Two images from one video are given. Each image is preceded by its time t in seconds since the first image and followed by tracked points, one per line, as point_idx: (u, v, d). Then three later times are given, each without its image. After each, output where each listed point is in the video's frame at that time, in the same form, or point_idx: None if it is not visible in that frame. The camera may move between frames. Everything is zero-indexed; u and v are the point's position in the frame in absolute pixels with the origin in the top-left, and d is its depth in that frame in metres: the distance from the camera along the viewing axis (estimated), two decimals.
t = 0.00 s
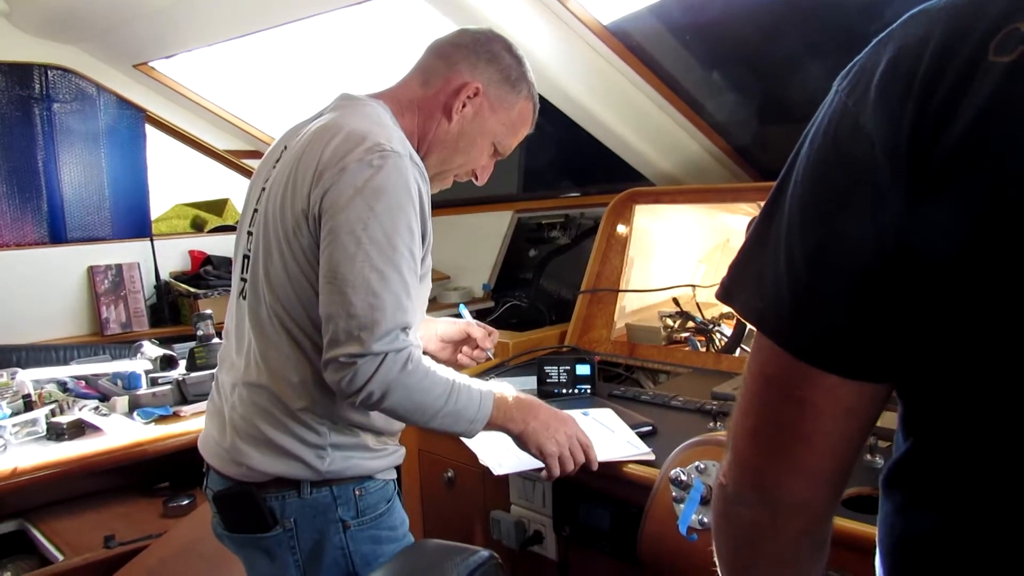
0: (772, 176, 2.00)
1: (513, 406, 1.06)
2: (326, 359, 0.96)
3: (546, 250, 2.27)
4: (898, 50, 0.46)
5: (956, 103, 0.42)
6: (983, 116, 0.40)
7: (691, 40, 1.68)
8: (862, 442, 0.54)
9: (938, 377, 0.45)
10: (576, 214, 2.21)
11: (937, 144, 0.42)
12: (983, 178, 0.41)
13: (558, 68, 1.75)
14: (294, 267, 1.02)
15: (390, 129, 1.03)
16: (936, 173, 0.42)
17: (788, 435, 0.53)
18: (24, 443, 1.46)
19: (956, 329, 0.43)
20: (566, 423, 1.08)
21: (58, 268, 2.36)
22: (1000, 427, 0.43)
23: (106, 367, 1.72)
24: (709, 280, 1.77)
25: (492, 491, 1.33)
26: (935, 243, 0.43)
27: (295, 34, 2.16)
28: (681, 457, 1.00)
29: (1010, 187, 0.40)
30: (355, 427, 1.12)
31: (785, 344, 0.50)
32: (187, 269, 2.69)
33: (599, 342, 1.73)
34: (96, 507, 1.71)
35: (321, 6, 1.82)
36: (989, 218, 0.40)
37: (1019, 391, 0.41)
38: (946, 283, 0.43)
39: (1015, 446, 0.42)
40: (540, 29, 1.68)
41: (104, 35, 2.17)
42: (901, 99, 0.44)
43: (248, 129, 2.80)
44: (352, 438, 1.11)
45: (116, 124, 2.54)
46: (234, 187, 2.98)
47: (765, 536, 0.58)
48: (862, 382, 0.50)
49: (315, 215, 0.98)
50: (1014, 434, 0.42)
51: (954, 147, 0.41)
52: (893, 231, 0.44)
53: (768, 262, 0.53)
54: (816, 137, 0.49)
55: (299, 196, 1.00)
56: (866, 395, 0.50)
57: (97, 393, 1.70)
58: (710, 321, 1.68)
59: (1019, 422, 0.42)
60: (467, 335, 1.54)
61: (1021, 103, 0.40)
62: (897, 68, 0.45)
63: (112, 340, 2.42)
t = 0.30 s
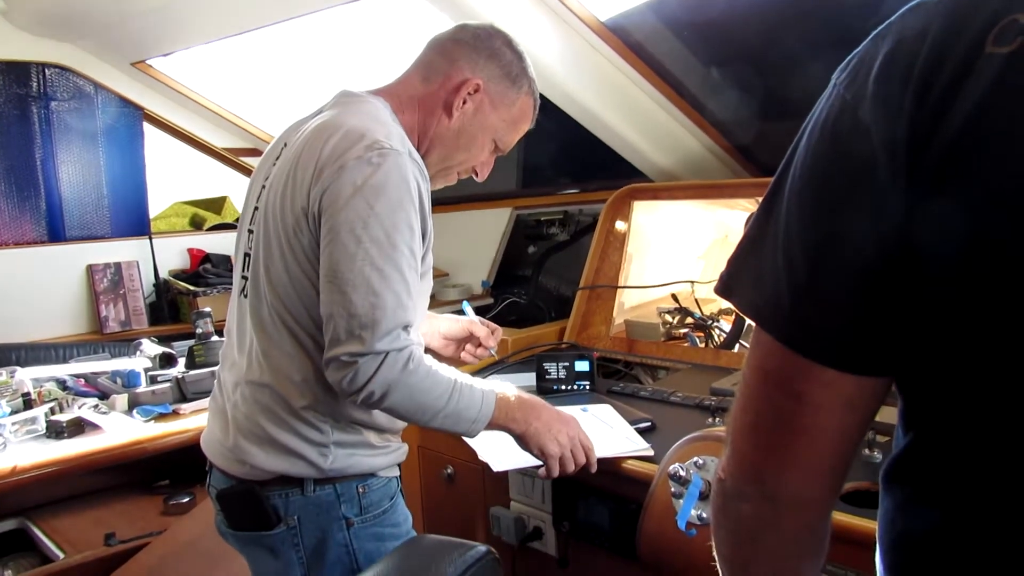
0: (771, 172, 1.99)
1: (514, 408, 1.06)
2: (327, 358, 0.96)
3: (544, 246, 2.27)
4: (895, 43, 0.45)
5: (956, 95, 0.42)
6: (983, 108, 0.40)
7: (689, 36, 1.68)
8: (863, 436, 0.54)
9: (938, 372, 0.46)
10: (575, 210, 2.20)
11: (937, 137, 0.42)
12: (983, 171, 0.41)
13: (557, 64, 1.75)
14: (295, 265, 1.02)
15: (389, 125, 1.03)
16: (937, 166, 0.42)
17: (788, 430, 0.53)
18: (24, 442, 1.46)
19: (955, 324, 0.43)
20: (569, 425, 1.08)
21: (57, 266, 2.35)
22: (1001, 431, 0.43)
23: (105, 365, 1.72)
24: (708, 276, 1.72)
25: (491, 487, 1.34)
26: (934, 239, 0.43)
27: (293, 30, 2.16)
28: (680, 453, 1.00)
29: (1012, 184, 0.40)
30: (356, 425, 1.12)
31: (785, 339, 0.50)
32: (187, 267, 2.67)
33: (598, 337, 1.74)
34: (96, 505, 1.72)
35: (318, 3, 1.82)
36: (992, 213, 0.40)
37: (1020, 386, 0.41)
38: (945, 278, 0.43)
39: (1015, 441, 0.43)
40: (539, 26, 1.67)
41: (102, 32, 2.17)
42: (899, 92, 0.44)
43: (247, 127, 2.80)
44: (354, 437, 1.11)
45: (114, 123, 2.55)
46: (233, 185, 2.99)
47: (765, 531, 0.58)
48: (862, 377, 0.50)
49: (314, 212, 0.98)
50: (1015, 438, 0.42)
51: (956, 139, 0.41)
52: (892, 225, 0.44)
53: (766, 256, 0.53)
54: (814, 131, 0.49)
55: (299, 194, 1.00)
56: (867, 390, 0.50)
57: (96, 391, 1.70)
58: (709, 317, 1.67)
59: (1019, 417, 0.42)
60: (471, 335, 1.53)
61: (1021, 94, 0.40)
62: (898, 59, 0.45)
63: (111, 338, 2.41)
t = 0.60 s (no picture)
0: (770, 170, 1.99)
1: (510, 404, 1.06)
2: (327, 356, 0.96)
3: (543, 244, 2.26)
4: (897, 34, 0.45)
5: (957, 86, 0.42)
6: (984, 99, 0.41)
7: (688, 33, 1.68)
8: (862, 431, 0.54)
9: (939, 367, 0.46)
10: (574, 208, 2.18)
11: (938, 130, 0.42)
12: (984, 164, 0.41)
13: (556, 62, 1.75)
14: (295, 263, 1.02)
15: (389, 123, 1.03)
16: (937, 159, 0.42)
17: (787, 425, 0.53)
18: (24, 440, 1.46)
19: (956, 320, 0.44)
20: (565, 416, 1.09)
21: (56, 265, 2.35)
22: (1002, 426, 0.43)
23: (105, 363, 1.73)
24: (708, 273, 1.74)
25: (490, 485, 1.34)
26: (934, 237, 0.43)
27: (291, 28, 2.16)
28: (679, 450, 1.00)
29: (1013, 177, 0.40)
30: (356, 423, 1.12)
31: (784, 333, 0.50)
32: (184, 266, 2.69)
33: (598, 335, 1.74)
34: (96, 504, 1.72)
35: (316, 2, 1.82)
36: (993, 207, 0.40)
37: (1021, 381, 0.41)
38: (945, 273, 0.43)
39: (1015, 437, 0.43)
40: (539, 23, 1.67)
41: (101, 31, 2.16)
42: (900, 84, 0.44)
43: (246, 126, 2.81)
44: (354, 435, 1.11)
45: (112, 122, 2.55)
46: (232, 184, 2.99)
47: (763, 526, 0.58)
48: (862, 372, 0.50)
49: (315, 209, 0.98)
50: (1015, 433, 0.43)
51: (957, 131, 0.41)
52: (893, 219, 0.44)
53: (766, 250, 0.53)
54: (815, 123, 0.49)
55: (299, 190, 1.00)
56: (867, 384, 0.50)
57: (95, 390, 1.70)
58: (708, 314, 1.67)
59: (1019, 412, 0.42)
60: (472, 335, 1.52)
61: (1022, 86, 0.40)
62: (900, 50, 0.45)
63: (110, 337, 2.41)
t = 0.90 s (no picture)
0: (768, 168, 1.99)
1: (510, 397, 1.07)
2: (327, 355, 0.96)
3: (543, 243, 2.26)
4: (898, 28, 0.45)
5: (956, 79, 0.41)
6: (983, 93, 0.40)
7: (686, 32, 1.68)
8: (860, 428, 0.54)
9: (940, 371, 0.46)
10: (573, 207, 2.19)
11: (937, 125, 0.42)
12: (983, 160, 0.40)
13: (555, 60, 1.75)
14: (295, 262, 1.02)
15: (389, 122, 1.03)
16: (935, 156, 0.42)
17: (784, 420, 0.53)
18: (24, 440, 1.46)
19: (954, 321, 0.43)
20: (564, 408, 1.09)
21: (56, 266, 2.35)
22: (1000, 426, 0.43)
23: (105, 363, 1.73)
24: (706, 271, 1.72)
25: (490, 484, 1.34)
26: (932, 234, 0.43)
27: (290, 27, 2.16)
28: (678, 448, 1.00)
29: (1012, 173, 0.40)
30: (356, 423, 1.12)
31: (782, 330, 0.51)
32: (184, 266, 2.69)
33: (597, 333, 1.74)
34: (96, 504, 1.72)
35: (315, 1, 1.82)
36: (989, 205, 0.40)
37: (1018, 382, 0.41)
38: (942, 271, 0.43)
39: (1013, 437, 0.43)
40: (538, 21, 1.67)
41: (101, 30, 2.16)
42: (900, 80, 0.44)
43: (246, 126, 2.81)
44: (354, 434, 1.12)
45: (111, 121, 2.55)
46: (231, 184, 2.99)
47: (758, 520, 0.58)
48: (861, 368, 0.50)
49: (314, 207, 0.98)
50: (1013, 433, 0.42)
51: (955, 126, 0.41)
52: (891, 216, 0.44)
53: (764, 245, 0.53)
54: (815, 118, 0.49)
55: (299, 189, 1.00)
56: (865, 380, 0.51)
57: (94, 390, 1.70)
58: (706, 312, 1.67)
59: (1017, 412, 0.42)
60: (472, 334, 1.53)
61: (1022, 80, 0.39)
62: (901, 45, 0.45)
63: (110, 337, 2.41)
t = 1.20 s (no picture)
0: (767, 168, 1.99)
1: (517, 384, 1.07)
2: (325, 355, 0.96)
3: (542, 243, 2.23)
4: (899, 24, 0.45)
5: (956, 78, 0.41)
6: (983, 92, 0.40)
7: (684, 32, 1.68)
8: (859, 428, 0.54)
9: (940, 369, 0.46)
10: (572, 207, 2.19)
11: (936, 124, 0.42)
12: (981, 158, 0.40)
13: (552, 61, 1.75)
14: (293, 262, 1.02)
15: (389, 122, 1.03)
16: (935, 154, 0.42)
17: (783, 420, 0.53)
18: (23, 442, 1.46)
19: (952, 320, 0.44)
20: (576, 389, 1.09)
21: (55, 267, 2.35)
22: (997, 425, 0.43)
23: (104, 365, 1.73)
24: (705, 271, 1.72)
25: (489, 485, 1.34)
26: (932, 234, 0.43)
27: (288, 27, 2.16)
28: (678, 448, 1.00)
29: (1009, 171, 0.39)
30: (355, 423, 1.12)
31: (781, 329, 0.51)
32: (183, 267, 2.70)
33: (596, 334, 1.75)
34: (95, 505, 1.72)
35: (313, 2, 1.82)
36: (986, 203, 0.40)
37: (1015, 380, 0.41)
38: (940, 270, 0.43)
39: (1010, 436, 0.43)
40: (536, 22, 1.67)
41: (101, 32, 2.17)
42: (900, 78, 0.44)
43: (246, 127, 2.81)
44: (353, 435, 1.12)
45: (110, 123, 2.54)
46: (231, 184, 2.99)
47: (758, 520, 0.58)
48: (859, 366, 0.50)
49: (314, 208, 0.98)
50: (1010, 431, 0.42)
51: (954, 124, 0.41)
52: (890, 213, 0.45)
53: (763, 244, 0.53)
54: (814, 116, 0.49)
55: (298, 189, 1.00)
56: (863, 379, 0.51)
57: (94, 391, 1.70)
58: (706, 312, 1.67)
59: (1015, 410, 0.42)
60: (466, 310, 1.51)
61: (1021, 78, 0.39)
62: (902, 42, 0.44)
63: (110, 338, 2.41)
